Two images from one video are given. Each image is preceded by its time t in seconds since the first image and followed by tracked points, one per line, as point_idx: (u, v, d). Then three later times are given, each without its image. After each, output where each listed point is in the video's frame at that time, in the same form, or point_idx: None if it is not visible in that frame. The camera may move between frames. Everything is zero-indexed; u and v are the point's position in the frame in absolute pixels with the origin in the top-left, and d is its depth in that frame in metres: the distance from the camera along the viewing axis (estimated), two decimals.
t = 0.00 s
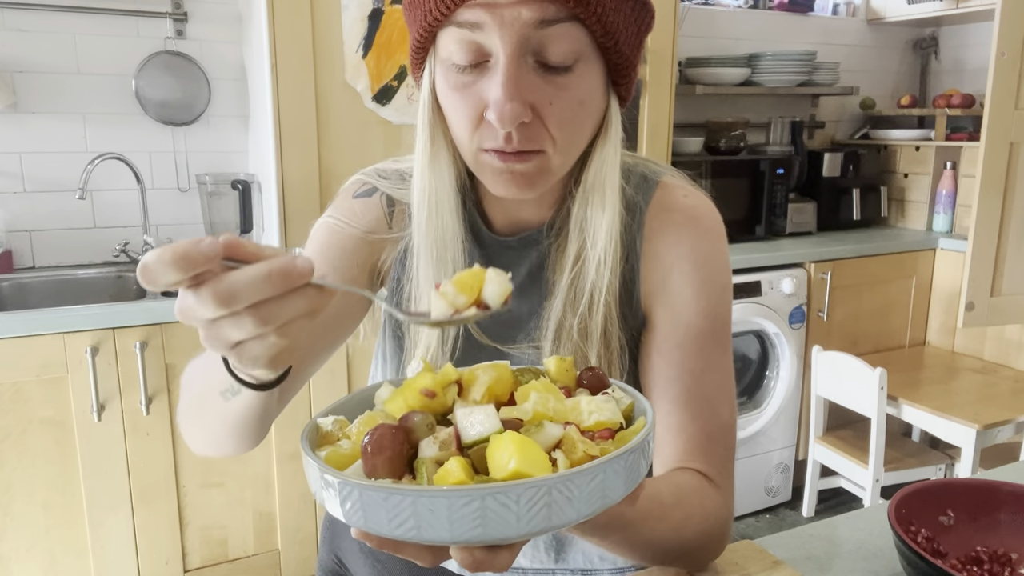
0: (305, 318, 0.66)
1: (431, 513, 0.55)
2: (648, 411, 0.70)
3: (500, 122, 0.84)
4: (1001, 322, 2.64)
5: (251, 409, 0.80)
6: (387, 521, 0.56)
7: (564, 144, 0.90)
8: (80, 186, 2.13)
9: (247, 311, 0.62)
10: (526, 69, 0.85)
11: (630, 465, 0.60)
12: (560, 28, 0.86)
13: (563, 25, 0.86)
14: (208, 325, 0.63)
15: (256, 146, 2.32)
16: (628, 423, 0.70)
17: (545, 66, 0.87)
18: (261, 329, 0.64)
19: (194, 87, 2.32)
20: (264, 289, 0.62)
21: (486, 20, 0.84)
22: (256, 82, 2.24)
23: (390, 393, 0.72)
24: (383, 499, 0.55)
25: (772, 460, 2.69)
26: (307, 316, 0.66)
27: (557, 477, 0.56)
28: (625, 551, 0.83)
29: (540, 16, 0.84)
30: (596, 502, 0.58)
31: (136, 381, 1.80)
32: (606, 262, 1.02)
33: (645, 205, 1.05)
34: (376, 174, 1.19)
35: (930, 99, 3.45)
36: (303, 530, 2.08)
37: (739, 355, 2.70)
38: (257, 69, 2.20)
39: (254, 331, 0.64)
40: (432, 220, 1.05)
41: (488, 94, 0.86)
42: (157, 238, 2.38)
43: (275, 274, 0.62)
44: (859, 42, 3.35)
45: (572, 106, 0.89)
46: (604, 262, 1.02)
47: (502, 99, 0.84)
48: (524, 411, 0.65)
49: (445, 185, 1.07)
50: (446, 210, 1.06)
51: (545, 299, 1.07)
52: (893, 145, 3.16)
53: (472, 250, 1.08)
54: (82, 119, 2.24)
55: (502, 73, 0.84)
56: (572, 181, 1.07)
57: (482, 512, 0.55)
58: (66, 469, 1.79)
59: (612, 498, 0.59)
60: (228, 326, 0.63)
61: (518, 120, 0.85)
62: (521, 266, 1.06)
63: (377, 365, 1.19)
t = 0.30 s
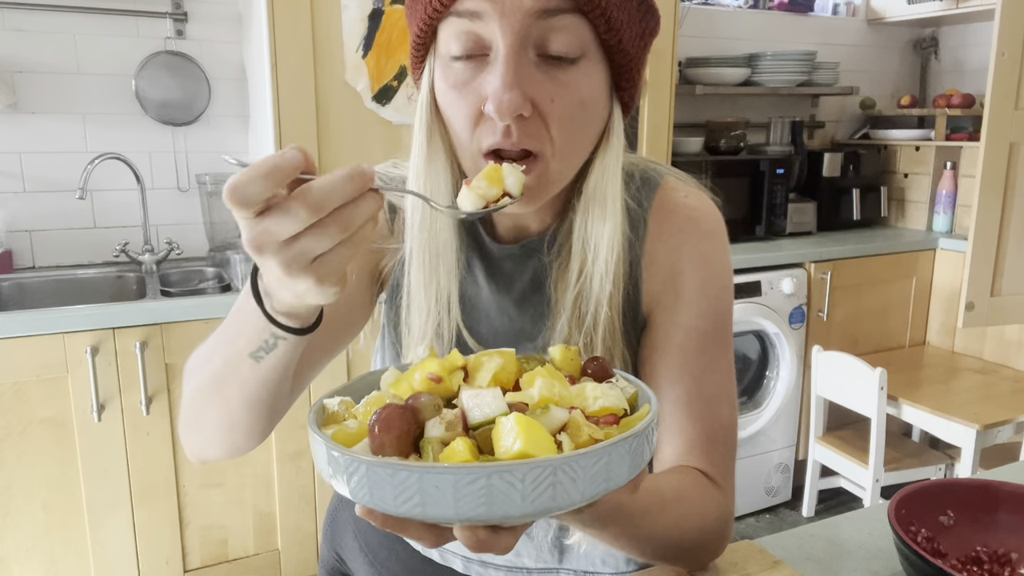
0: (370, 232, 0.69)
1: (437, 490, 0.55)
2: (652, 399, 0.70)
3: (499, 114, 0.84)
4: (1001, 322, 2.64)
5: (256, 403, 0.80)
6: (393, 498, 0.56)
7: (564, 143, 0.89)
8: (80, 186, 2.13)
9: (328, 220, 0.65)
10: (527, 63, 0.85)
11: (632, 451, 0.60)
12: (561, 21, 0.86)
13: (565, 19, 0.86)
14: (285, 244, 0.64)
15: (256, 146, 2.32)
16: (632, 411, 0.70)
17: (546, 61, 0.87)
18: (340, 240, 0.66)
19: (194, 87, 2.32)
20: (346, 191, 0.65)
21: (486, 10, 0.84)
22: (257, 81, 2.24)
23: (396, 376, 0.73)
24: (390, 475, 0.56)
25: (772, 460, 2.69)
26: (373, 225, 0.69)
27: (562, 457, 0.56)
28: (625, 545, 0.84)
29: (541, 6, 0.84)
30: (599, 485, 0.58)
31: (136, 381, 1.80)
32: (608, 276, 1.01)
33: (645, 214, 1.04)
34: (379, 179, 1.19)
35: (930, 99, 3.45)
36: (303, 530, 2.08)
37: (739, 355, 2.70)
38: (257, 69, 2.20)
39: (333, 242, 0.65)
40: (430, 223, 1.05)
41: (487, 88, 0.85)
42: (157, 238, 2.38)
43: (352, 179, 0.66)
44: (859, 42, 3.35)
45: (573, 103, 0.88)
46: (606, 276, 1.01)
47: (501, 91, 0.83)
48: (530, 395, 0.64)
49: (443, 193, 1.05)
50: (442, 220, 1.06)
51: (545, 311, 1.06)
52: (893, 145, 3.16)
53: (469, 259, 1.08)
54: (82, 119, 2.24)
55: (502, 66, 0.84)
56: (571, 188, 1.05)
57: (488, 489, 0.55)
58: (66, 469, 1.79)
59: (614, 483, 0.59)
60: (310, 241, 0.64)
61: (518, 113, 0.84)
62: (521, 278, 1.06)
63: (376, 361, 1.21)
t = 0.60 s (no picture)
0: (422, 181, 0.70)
1: (426, 470, 0.56)
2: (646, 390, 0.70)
3: (485, 89, 0.85)
4: (1001, 322, 2.64)
5: (276, 383, 0.75)
6: (384, 477, 0.57)
7: (556, 128, 0.89)
8: (80, 186, 2.13)
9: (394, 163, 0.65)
10: (518, 44, 0.86)
11: (623, 439, 0.60)
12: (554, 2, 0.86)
13: None
14: (351, 192, 0.64)
15: (256, 146, 2.32)
16: (627, 402, 0.70)
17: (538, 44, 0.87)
18: (402, 184, 0.66)
19: (194, 87, 2.33)
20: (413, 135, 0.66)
21: None
22: (257, 81, 2.24)
23: (396, 363, 0.74)
24: (382, 455, 0.56)
25: (772, 460, 2.69)
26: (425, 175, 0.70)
27: (549, 441, 0.56)
28: (623, 540, 0.83)
29: None
30: (587, 472, 0.58)
31: (136, 381, 1.80)
32: (610, 280, 1.00)
33: (647, 217, 1.04)
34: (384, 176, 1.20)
35: (930, 99, 3.45)
36: (303, 530, 2.08)
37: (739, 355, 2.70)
38: (257, 69, 2.20)
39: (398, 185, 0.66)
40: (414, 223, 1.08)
41: (477, 68, 0.86)
42: (157, 238, 2.38)
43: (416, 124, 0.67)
44: (859, 42, 3.35)
45: (566, 85, 0.88)
46: (608, 281, 1.00)
47: (489, 68, 0.84)
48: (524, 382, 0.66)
49: (437, 195, 1.07)
50: (429, 226, 1.08)
51: (548, 315, 1.06)
52: (893, 145, 3.16)
53: (467, 260, 1.10)
54: (82, 119, 2.24)
55: (493, 46, 0.85)
56: (572, 193, 1.05)
57: (475, 470, 0.55)
58: (66, 468, 1.79)
59: (603, 469, 0.59)
60: (376, 185, 0.64)
61: (504, 89, 0.85)
62: (524, 280, 1.06)
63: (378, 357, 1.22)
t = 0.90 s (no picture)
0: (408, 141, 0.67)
1: (424, 471, 0.56)
2: (647, 392, 0.70)
3: (475, 120, 0.84)
4: (1000, 322, 2.64)
5: (264, 363, 0.75)
6: (382, 477, 0.57)
7: (548, 147, 0.88)
8: (80, 186, 2.13)
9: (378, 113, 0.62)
10: (505, 66, 0.85)
11: (622, 441, 0.60)
12: (536, 22, 0.85)
13: (540, 19, 0.85)
14: (331, 137, 0.60)
15: (256, 146, 2.32)
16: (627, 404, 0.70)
17: (524, 64, 0.87)
18: (381, 136, 0.62)
19: (194, 87, 2.33)
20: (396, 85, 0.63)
21: (461, 16, 0.85)
22: (257, 81, 2.23)
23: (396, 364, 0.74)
24: (380, 455, 0.57)
25: (772, 460, 2.69)
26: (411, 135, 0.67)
27: (548, 444, 0.56)
28: (623, 541, 0.83)
29: (513, 10, 0.84)
30: (586, 474, 0.58)
31: (136, 381, 1.80)
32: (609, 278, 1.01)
33: (649, 215, 1.04)
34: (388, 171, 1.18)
35: (930, 99, 3.45)
36: (303, 530, 2.08)
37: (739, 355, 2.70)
38: (257, 68, 2.20)
39: (380, 137, 0.62)
40: (415, 233, 1.06)
41: (466, 92, 0.86)
42: (157, 238, 2.38)
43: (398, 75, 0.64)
44: (859, 42, 3.35)
45: (554, 104, 0.87)
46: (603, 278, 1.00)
47: (478, 96, 0.84)
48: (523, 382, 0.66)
49: (439, 199, 1.06)
50: (428, 231, 1.06)
51: (549, 314, 1.06)
52: (893, 145, 3.16)
53: (472, 260, 1.09)
54: (82, 119, 2.24)
55: (479, 70, 0.84)
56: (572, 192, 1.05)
57: (474, 471, 0.55)
58: (66, 468, 1.79)
59: (602, 473, 0.59)
60: (355, 132, 0.61)
61: (495, 117, 0.84)
62: (527, 278, 1.06)
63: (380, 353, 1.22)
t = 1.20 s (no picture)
0: (353, 223, 0.67)
1: (452, 493, 0.55)
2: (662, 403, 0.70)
3: (506, 127, 0.83)
4: (1001, 322, 2.64)
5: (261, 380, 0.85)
6: (406, 501, 0.56)
7: (569, 153, 0.89)
8: (80, 186, 2.13)
9: (316, 172, 0.65)
10: (532, 73, 0.85)
11: (646, 455, 0.60)
12: (565, 29, 0.85)
13: (568, 26, 0.85)
14: (276, 180, 0.65)
15: (256, 146, 2.32)
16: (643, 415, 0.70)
17: (549, 70, 0.87)
18: (318, 196, 0.65)
19: (194, 88, 2.33)
20: (346, 158, 0.66)
21: (488, 23, 0.83)
22: (257, 81, 2.23)
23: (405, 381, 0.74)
24: (403, 478, 0.56)
25: (772, 460, 2.69)
26: (354, 214, 0.67)
27: (576, 461, 0.56)
28: (626, 546, 0.84)
29: (542, 20, 0.83)
30: (614, 490, 0.58)
31: (136, 381, 1.80)
32: (614, 272, 1.01)
33: (649, 211, 1.04)
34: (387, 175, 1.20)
35: (930, 99, 3.45)
36: (303, 530, 2.08)
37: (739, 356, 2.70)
38: (257, 68, 2.20)
39: (307, 196, 0.65)
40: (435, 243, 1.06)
41: (494, 99, 0.85)
42: (157, 238, 2.38)
43: (362, 155, 0.67)
44: (859, 42, 3.35)
45: (576, 111, 0.88)
46: (612, 273, 1.01)
47: (507, 104, 0.83)
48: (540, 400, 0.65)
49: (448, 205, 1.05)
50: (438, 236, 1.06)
51: (551, 308, 1.07)
52: (893, 145, 3.16)
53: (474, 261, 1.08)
54: (82, 119, 2.23)
55: (505, 78, 0.84)
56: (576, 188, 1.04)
57: (504, 493, 0.55)
58: (66, 469, 1.79)
59: (629, 487, 0.59)
60: (294, 186, 0.65)
61: (525, 127, 0.84)
62: (524, 273, 1.06)
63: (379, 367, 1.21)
